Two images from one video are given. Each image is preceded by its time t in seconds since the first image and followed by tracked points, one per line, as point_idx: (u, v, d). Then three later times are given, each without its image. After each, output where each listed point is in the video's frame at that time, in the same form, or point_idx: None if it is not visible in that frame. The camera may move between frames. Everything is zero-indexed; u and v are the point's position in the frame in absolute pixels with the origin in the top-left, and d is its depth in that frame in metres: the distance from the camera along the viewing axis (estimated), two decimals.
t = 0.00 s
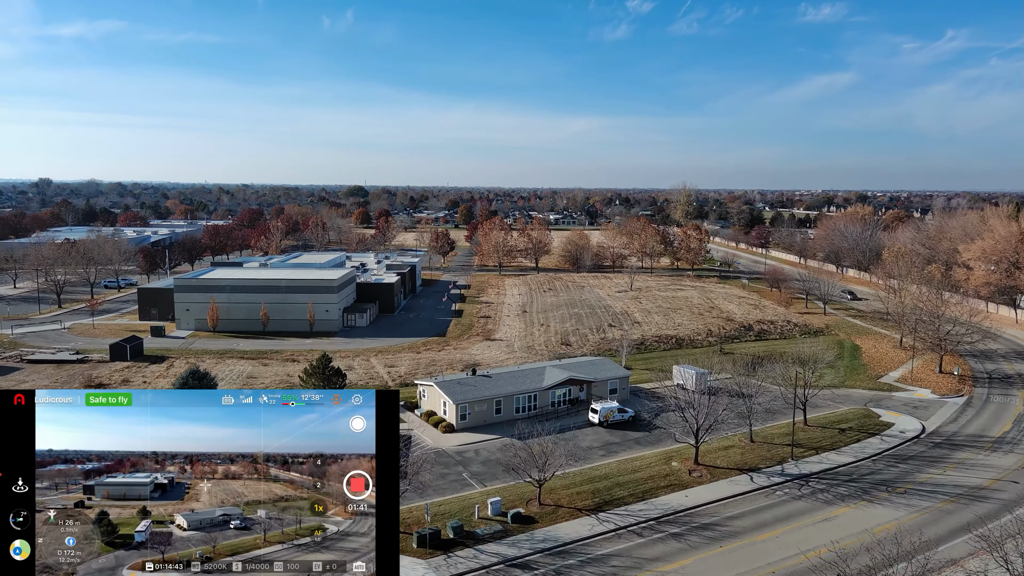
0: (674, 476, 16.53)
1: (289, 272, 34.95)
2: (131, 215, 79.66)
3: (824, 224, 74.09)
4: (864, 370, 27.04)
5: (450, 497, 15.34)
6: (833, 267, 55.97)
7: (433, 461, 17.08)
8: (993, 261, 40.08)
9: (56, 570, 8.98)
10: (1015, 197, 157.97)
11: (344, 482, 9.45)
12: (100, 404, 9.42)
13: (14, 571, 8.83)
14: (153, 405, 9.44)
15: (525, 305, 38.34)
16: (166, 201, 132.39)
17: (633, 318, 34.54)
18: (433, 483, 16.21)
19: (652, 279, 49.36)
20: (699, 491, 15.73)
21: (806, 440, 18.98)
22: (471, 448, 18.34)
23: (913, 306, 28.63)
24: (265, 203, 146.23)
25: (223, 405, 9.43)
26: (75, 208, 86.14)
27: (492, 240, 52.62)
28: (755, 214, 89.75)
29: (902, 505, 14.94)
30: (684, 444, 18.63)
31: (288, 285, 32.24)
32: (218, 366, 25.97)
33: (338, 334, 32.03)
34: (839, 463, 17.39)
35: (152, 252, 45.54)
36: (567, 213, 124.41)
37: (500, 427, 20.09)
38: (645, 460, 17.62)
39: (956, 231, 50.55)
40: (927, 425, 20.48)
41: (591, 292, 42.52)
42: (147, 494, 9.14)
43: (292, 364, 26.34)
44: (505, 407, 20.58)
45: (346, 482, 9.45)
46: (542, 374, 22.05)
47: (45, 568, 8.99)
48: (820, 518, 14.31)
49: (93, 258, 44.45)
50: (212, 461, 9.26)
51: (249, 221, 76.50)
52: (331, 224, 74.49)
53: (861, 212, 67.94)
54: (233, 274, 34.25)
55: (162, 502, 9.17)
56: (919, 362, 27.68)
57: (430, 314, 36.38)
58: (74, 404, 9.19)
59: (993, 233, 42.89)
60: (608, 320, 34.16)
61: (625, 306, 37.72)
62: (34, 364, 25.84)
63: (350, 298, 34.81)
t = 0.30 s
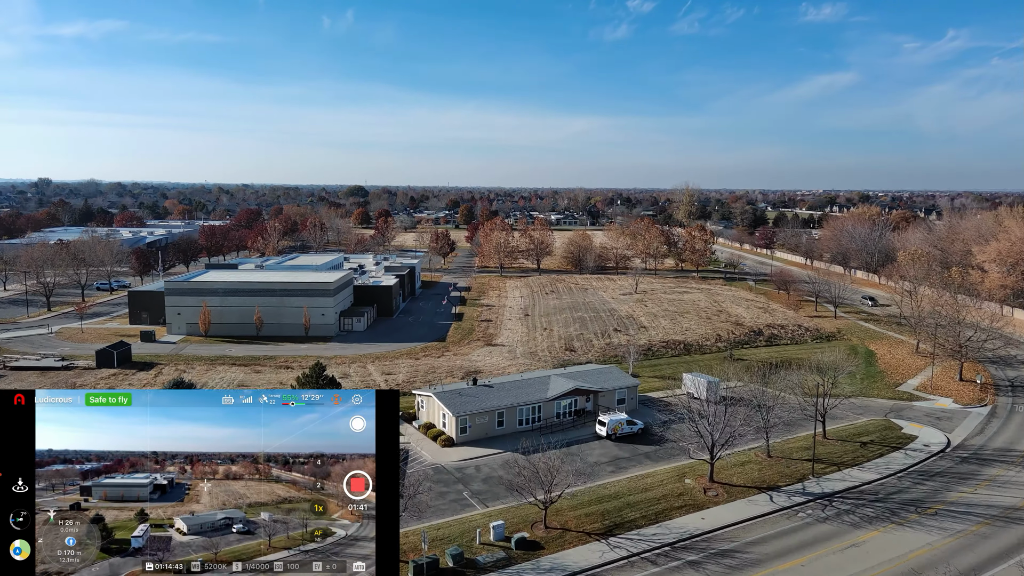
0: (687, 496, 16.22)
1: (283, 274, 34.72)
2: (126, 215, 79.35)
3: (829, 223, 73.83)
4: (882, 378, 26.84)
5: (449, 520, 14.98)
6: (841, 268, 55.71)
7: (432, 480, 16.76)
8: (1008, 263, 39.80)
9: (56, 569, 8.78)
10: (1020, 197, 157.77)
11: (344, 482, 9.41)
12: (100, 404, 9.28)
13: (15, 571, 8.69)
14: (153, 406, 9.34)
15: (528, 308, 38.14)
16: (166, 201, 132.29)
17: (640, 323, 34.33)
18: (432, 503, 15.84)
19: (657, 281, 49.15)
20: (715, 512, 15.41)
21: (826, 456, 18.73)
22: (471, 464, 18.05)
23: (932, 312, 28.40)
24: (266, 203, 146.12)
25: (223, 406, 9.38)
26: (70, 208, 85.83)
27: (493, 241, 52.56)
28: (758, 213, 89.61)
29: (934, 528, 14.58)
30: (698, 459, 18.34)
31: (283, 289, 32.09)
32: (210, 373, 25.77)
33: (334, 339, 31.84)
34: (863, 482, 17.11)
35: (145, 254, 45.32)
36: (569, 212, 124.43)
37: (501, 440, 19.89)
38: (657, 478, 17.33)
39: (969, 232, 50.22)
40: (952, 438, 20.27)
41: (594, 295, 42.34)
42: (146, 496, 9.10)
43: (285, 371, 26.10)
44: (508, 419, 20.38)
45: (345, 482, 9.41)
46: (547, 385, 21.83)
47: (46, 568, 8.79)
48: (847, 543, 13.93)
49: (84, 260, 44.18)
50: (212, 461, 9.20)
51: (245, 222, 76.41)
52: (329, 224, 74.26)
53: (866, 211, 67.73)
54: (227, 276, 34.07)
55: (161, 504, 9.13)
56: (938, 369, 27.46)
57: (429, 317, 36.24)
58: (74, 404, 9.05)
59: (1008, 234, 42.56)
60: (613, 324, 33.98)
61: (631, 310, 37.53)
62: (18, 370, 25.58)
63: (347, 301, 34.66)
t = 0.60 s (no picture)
0: (703, 518, 15.58)
1: (277, 277, 34.54)
2: (122, 215, 79.21)
3: (836, 223, 73.41)
4: (902, 387, 26.49)
5: (448, 544, 14.17)
6: (849, 270, 55.41)
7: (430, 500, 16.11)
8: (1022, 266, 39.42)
9: (54, 569, 8.71)
10: None
11: (344, 482, 9.33)
12: (100, 404, 9.19)
13: (14, 571, 8.70)
14: (153, 406, 9.24)
15: (529, 312, 37.94)
16: (165, 200, 132.18)
17: (646, 328, 34.10)
18: (429, 526, 15.11)
19: (661, 283, 48.88)
20: (734, 537, 14.76)
21: (849, 473, 18.27)
22: (472, 483, 17.44)
23: (952, 318, 28.03)
24: (266, 203, 146.03)
25: (223, 406, 9.25)
26: (66, 209, 85.77)
27: (494, 241, 52.43)
28: (761, 213, 89.41)
29: (972, 554, 13.89)
30: (714, 476, 17.79)
31: (277, 292, 31.87)
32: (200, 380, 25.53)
33: (331, 344, 31.59)
34: (889, 502, 16.53)
35: (139, 255, 45.17)
36: (571, 212, 124.30)
37: (503, 454, 19.44)
38: (671, 496, 16.75)
39: (982, 234, 49.79)
40: (980, 452, 19.80)
41: (598, 297, 42.15)
42: (145, 497, 8.96)
43: (278, 378, 25.81)
44: (510, 432, 19.95)
45: (346, 482, 9.33)
46: (551, 396, 21.46)
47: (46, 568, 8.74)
48: (879, 571, 13.20)
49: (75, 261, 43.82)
50: (212, 461, 9.10)
51: (243, 222, 76.33)
52: (328, 224, 74.11)
53: (873, 211, 67.36)
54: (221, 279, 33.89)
55: (160, 506, 9.01)
56: (958, 377, 27.07)
57: (428, 321, 36.07)
58: (74, 404, 8.96)
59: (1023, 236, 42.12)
60: (619, 328, 33.85)
61: (636, 314, 37.34)
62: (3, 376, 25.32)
63: (343, 305, 34.57)
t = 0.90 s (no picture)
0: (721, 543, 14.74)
1: (271, 280, 34.27)
2: (119, 215, 79.13)
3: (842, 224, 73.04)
4: (922, 396, 25.96)
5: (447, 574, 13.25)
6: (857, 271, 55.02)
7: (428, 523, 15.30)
8: None
9: (56, 570, 8.69)
10: None
11: (344, 482, 9.23)
12: (100, 404, 9.06)
13: (14, 571, 8.62)
14: (153, 405, 9.10)
15: (532, 315, 37.66)
16: (164, 199, 132.18)
17: (652, 332, 33.81)
18: (427, 551, 14.16)
19: (666, 285, 48.56)
20: (755, 564, 13.83)
21: (875, 491, 17.48)
22: (473, 503, 16.67)
23: (974, 325, 27.52)
24: (266, 203, 146.04)
25: (223, 406, 9.11)
26: (63, 208, 85.74)
27: (496, 241, 52.27)
28: (765, 214, 89.32)
29: None
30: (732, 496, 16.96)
31: (271, 296, 31.72)
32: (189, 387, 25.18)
33: (326, 349, 31.33)
34: (920, 524, 15.64)
35: (132, 256, 44.91)
36: (573, 212, 124.11)
37: (506, 470, 18.76)
38: (687, 518, 15.93)
39: (998, 236, 49.12)
40: (1010, 467, 19.08)
41: (602, 300, 41.90)
42: (143, 499, 8.87)
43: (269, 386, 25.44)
44: (513, 447, 19.22)
45: (346, 482, 9.23)
46: (558, 407, 20.79)
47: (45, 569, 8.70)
48: None
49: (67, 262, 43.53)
50: (213, 461, 8.98)
51: (240, 222, 76.20)
52: (327, 224, 73.97)
53: (880, 211, 67.00)
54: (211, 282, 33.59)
55: (157, 508, 8.92)
56: (978, 386, 26.54)
57: (428, 325, 35.81)
58: (74, 404, 8.83)
59: None
60: (624, 333, 33.60)
61: (642, 317, 37.11)
62: None
63: (340, 307, 34.45)
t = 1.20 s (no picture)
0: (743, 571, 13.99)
1: (264, 282, 34.00)
2: (115, 215, 79.01)
3: (849, 223, 72.56)
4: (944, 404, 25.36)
5: None
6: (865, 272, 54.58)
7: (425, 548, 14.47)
8: None
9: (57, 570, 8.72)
10: None
11: (344, 482, 9.13)
12: (100, 404, 9.01)
13: (14, 571, 8.57)
14: (153, 406, 9.06)
15: (534, 319, 37.44)
16: (162, 199, 132.21)
17: (660, 338, 33.55)
18: None
19: (672, 287, 48.22)
20: None
21: (904, 511, 16.71)
22: (473, 526, 15.83)
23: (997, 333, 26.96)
24: (266, 202, 145.97)
25: (223, 405, 9.03)
26: (59, 208, 85.68)
27: (497, 242, 52.05)
28: (770, 214, 89.13)
29: None
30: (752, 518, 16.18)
31: (264, 300, 31.43)
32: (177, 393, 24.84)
33: (321, 353, 31.13)
34: (956, 549, 14.85)
35: (124, 257, 44.75)
36: (575, 211, 123.93)
37: (508, 488, 18.07)
38: (705, 542, 15.16)
39: (1012, 236, 48.46)
40: None
41: (606, 303, 41.64)
42: (141, 501, 8.87)
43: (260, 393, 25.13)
44: (517, 463, 18.56)
45: (346, 482, 9.12)
46: (564, 419, 20.14)
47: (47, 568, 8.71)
48: None
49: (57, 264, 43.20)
50: (213, 461, 8.93)
51: (237, 222, 76.17)
52: (326, 224, 73.75)
53: (889, 209, 66.36)
54: (201, 284, 33.34)
55: (156, 509, 8.94)
56: (1001, 394, 25.94)
57: (427, 329, 35.57)
58: (73, 405, 8.79)
59: None
60: (631, 338, 33.33)
61: (648, 321, 36.85)
62: None
63: (336, 310, 34.25)
